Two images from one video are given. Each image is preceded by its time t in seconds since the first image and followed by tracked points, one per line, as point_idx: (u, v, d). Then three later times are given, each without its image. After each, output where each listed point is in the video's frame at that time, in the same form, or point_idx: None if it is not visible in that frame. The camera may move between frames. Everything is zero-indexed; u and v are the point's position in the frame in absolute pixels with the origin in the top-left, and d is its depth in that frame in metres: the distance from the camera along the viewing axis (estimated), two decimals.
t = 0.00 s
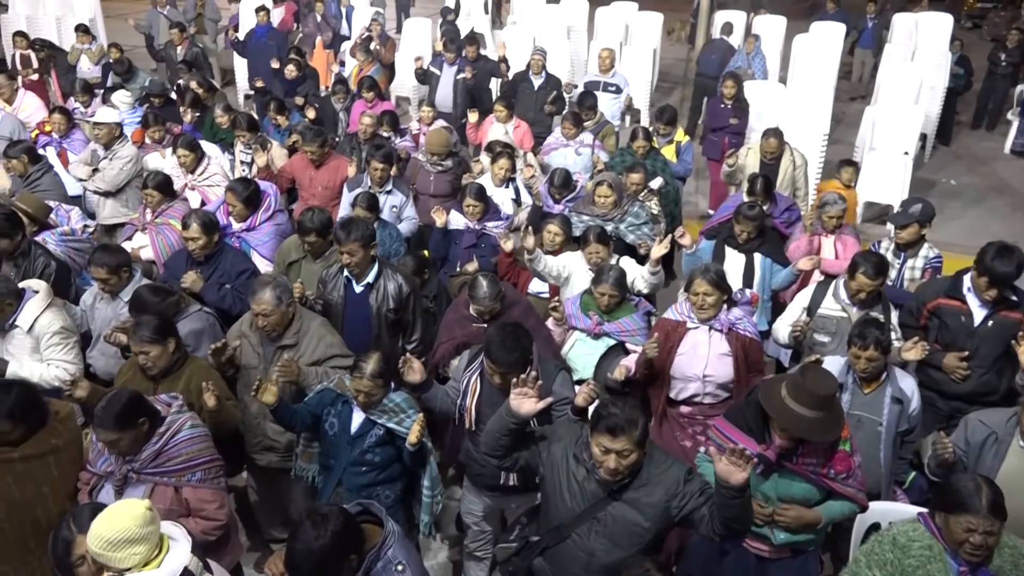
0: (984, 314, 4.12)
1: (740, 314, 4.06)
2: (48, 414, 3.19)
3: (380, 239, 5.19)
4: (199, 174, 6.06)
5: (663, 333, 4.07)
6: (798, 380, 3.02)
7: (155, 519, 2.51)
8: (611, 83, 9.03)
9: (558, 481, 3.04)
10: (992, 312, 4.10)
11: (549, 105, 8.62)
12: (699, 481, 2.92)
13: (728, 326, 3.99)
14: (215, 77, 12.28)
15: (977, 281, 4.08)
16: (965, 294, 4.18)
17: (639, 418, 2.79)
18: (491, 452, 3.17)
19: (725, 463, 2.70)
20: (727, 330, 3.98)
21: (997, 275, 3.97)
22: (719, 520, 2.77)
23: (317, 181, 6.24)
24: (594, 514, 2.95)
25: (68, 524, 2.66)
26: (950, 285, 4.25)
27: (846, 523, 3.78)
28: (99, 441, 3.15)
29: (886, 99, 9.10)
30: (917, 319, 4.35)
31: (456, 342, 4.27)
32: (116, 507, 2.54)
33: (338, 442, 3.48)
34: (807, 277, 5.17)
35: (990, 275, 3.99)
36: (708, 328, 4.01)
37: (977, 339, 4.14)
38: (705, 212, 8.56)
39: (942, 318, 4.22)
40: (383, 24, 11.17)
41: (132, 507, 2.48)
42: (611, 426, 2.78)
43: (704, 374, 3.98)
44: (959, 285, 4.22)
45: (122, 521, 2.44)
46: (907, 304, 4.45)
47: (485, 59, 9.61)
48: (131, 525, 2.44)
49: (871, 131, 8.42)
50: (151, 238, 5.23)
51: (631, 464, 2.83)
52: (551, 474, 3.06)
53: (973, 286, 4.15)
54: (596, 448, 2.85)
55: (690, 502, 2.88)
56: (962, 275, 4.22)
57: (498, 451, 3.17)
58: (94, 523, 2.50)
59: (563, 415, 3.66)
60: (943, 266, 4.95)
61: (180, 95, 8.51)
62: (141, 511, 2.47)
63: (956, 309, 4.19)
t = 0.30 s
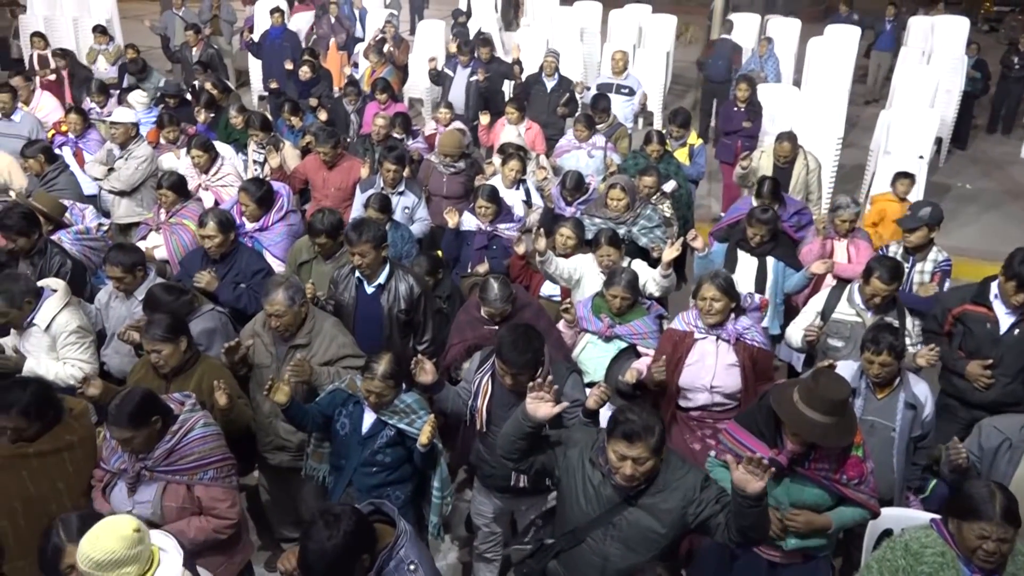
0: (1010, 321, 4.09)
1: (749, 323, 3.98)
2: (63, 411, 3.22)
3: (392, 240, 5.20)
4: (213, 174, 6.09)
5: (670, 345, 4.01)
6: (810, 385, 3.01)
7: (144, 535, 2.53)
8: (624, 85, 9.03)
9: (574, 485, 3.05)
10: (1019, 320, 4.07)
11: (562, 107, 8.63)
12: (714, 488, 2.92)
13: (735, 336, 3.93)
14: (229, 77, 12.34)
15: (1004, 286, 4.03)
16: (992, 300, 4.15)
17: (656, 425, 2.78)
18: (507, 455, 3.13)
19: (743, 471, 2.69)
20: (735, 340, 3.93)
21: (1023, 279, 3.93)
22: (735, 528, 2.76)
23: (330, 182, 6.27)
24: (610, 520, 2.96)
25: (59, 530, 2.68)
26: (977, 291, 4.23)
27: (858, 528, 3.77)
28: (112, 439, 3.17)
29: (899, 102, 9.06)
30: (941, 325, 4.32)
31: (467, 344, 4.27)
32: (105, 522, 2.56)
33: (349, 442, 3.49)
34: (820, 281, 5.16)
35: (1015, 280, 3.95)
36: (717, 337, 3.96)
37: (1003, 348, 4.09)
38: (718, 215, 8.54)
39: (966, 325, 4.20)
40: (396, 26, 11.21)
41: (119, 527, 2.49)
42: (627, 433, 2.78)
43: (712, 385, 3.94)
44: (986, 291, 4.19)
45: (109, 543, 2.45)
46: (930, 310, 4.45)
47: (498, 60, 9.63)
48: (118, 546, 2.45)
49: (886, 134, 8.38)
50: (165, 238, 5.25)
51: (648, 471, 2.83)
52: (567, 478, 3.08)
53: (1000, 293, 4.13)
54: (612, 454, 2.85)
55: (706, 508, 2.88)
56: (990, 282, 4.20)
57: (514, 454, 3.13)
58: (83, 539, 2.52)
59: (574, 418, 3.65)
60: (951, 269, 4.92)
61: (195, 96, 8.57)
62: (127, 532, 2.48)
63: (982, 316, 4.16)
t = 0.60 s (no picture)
0: None
1: (758, 330, 3.94)
2: (77, 408, 3.24)
3: (403, 241, 5.21)
4: (226, 173, 6.13)
5: (678, 353, 3.97)
6: (823, 388, 3.00)
7: (147, 549, 2.49)
8: (636, 86, 9.02)
9: (590, 490, 3.07)
10: None
11: (573, 108, 8.62)
12: (732, 498, 2.91)
13: (743, 344, 3.90)
14: (244, 78, 12.40)
15: None
16: (1017, 307, 4.14)
17: (676, 434, 2.79)
18: (524, 456, 3.15)
19: (762, 484, 2.68)
20: (742, 349, 3.90)
21: None
22: (751, 539, 2.75)
23: (342, 182, 6.28)
24: (626, 525, 2.97)
25: (63, 534, 2.64)
26: (1001, 298, 4.22)
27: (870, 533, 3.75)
28: (125, 436, 3.18)
29: (915, 105, 9.01)
30: (965, 332, 4.29)
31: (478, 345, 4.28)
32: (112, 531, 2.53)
33: (359, 441, 3.49)
34: (833, 285, 5.13)
35: None
36: (724, 346, 3.93)
37: None
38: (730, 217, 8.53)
39: (991, 332, 4.18)
40: (410, 27, 11.23)
41: (119, 541, 2.45)
42: (647, 441, 2.78)
43: (722, 394, 3.92)
44: (1012, 298, 4.18)
45: (107, 559, 2.41)
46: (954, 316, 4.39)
47: (511, 61, 9.63)
48: (117, 563, 2.41)
49: (900, 137, 8.34)
50: (179, 237, 5.27)
51: (666, 479, 2.83)
52: (584, 484, 3.09)
53: None
54: (630, 461, 2.86)
55: (724, 518, 2.88)
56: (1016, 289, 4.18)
57: (531, 455, 3.14)
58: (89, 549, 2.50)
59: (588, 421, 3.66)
60: (972, 275, 4.86)
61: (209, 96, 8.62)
62: (128, 548, 2.44)
63: (1006, 322, 4.15)
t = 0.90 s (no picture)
0: None
1: (777, 337, 3.90)
2: (99, 402, 3.26)
3: (422, 241, 5.21)
4: (249, 171, 6.17)
5: (697, 360, 3.95)
6: (843, 394, 2.97)
7: (193, 551, 2.54)
8: (658, 88, 8.99)
9: (606, 489, 3.05)
10: None
11: (594, 109, 8.61)
12: (750, 506, 2.88)
13: (763, 352, 3.88)
14: (267, 77, 12.48)
15: None
16: None
17: (696, 440, 2.75)
18: (544, 452, 3.09)
19: (780, 498, 2.65)
20: (762, 356, 3.87)
21: None
22: (766, 551, 2.70)
23: (363, 181, 6.31)
24: (641, 527, 2.96)
25: (87, 531, 2.64)
26: None
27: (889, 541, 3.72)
28: (147, 431, 3.21)
29: (940, 109, 8.92)
30: (996, 341, 4.27)
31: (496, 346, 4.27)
32: (156, 529, 2.56)
33: (378, 439, 3.50)
34: (855, 290, 5.11)
35: None
36: (743, 353, 3.90)
37: None
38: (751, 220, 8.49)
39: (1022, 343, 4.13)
40: (432, 27, 11.26)
41: (169, 542, 2.49)
42: (666, 446, 2.76)
43: (742, 401, 3.89)
44: None
45: (160, 557, 2.45)
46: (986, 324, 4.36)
47: (532, 61, 9.62)
48: (169, 562, 2.46)
49: (926, 140, 8.25)
50: (202, 234, 5.30)
51: (683, 485, 2.81)
52: (602, 484, 3.07)
53: None
54: (648, 464, 2.84)
55: (740, 526, 2.84)
56: None
57: (550, 451, 3.09)
58: (133, 543, 2.53)
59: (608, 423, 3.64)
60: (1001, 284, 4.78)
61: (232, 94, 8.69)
62: (178, 549, 2.48)
63: None
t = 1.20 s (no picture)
0: None
1: (805, 342, 3.88)
2: (128, 396, 3.32)
3: (446, 241, 5.22)
4: (278, 170, 6.23)
5: (722, 365, 3.91)
6: (871, 401, 2.95)
7: (242, 550, 2.61)
8: (685, 90, 8.96)
9: (614, 487, 3.06)
10: None
11: (620, 111, 8.58)
12: (758, 504, 2.88)
13: (790, 357, 3.86)
14: (296, 76, 12.56)
15: None
16: None
17: (704, 435, 2.76)
18: (552, 447, 3.38)
19: (788, 493, 2.64)
20: (789, 361, 3.85)
21: None
22: (775, 547, 2.69)
23: (389, 181, 6.34)
24: (648, 523, 2.96)
25: (126, 525, 2.67)
26: None
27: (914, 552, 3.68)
28: (174, 426, 3.25)
29: (973, 113, 8.80)
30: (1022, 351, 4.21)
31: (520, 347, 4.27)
32: (204, 525, 2.64)
33: (401, 438, 3.52)
34: (885, 296, 5.04)
35: None
36: (770, 358, 3.88)
37: None
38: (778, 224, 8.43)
39: None
40: (460, 27, 11.29)
41: (222, 541, 2.56)
42: (675, 440, 2.77)
43: (768, 406, 3.88)
44: None
45: (211, 556, 2.53)
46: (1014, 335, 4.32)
47: (560, 62, 9.64)
48: (220, 560, 2.54)
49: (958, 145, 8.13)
50: (230, 232, 5.37)
51: (691, 480, 2.81)
52: (609, 480, 3.09)
53: None
54: (656, 459, 2.85)
55: (748, 523, 2.84)
56: None
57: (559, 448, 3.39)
58: (185, 534, 2.61)
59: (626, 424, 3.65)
60: None
61: (262, 93, 8.78)
62: (229, 550, 2.56)
63: None
